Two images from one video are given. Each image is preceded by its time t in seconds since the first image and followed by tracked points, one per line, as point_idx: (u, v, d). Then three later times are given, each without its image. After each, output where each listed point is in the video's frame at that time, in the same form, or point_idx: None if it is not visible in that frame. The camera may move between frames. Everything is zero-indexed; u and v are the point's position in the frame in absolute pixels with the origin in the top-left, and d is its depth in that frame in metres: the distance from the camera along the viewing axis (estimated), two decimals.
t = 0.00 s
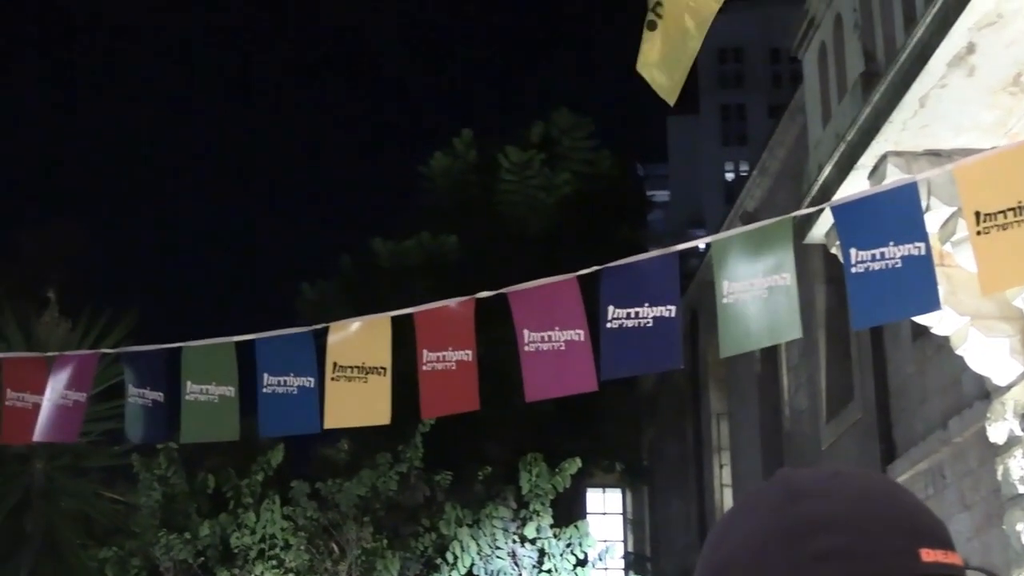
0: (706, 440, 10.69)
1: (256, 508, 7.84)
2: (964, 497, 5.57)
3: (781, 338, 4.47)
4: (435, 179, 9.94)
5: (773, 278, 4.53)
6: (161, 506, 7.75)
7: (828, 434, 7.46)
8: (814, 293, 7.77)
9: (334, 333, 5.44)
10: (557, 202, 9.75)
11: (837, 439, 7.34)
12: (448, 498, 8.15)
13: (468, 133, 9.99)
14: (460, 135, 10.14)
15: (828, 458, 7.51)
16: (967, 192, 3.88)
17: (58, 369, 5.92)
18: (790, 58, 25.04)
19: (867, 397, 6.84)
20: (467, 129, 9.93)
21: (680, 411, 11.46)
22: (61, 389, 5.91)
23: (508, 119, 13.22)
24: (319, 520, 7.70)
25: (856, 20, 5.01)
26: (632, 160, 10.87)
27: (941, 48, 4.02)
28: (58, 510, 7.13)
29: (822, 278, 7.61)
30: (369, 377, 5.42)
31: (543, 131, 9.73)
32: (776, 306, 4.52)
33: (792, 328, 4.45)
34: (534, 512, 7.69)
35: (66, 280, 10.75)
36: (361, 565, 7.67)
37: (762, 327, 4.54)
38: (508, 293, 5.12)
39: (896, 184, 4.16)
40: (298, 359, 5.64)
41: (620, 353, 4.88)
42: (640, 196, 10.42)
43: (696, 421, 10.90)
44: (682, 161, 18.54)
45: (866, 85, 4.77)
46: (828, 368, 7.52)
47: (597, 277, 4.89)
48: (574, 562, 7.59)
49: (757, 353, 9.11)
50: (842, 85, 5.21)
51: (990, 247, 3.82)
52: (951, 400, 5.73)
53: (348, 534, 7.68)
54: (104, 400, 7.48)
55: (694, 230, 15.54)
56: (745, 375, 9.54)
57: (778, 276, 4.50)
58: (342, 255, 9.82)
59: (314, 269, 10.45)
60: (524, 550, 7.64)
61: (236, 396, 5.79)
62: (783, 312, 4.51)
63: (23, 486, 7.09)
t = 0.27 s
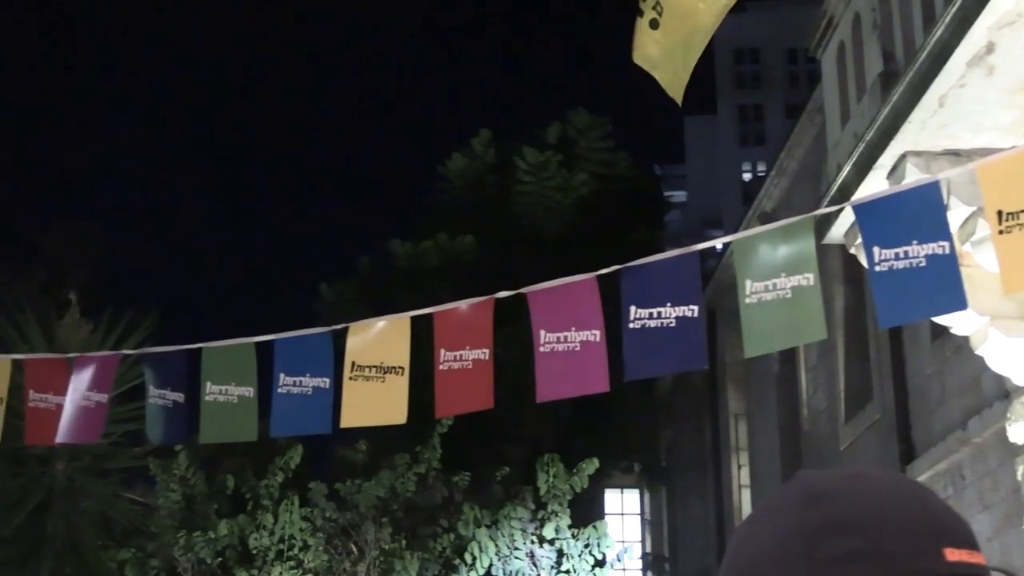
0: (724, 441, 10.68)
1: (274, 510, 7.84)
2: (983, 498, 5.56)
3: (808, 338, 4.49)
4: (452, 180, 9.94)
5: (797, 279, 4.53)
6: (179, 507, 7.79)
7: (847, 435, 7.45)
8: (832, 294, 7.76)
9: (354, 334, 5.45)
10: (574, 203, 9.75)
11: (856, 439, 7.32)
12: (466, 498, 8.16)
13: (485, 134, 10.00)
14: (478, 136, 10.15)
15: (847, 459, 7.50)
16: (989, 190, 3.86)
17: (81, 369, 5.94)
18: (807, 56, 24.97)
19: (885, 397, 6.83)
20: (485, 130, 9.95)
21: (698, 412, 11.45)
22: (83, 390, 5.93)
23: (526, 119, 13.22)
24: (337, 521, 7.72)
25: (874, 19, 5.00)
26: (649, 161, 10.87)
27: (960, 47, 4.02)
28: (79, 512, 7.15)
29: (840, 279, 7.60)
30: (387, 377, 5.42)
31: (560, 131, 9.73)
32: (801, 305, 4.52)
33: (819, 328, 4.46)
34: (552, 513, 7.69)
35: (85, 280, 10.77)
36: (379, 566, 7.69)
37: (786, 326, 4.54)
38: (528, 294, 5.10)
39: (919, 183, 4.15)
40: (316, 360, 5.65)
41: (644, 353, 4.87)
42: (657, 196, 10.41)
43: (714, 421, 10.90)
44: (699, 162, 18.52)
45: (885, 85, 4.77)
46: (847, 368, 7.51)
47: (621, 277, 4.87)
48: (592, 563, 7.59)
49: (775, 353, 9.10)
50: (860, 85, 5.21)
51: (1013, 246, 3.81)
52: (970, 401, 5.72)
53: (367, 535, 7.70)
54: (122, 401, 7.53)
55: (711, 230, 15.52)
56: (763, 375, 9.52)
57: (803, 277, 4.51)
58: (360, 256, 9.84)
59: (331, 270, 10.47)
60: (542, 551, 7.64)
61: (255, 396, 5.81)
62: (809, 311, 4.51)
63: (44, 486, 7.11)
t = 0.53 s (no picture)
0: (735, 441, 10.66)
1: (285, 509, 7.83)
2: (996, 497, 5.55)
3: (826, 340, 4.50)
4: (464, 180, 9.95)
5: (813, 279, 4.53)
6: (190, 506, 7.84)
7: (859, 434, 7.44)
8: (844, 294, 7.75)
9: (368, 334, 5.44)
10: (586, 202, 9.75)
11: (868, 439, 7.31)
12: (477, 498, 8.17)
13: (496, 134, 10.01)
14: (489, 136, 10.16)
15: (859, 459, 7.49)
16: (1004, 190, 3.86)
17: (96, 368, 5.96)
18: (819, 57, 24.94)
19: (898, 398, 6.82)
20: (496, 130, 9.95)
21: (709, 412, 11.44)
22: (99, 389, 5.95)
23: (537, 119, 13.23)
24: (349, 520, 7.72)
25: (887, 19, 5.00)
26: (660, 161, 10.86)
27: (974, 46, 4.01)
28: (93, 511, 7.15)
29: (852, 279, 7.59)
30: (400, 376, 5.42)
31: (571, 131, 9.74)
32: (817, 306, 4.52)
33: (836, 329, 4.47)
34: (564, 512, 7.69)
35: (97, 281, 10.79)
36: (391, 566, 7.66)
37: (803, 328, 4.54)
38: (542, 295, 5.10)
39: (933, 182, 4.15)
40: (329, 359, 5.65)
41: (662, 355, 4.88)
42: (668, 196, 10.41)
43: (725, 421, 10.89)
44: (710, 162, 18.51)
45: (898, 84, 4.76)
46: (859, 368, 7.50)
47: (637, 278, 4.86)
48: (604, 562, 7.58)
49: (787, 353, 9.09)
50: (873, 85, 5.20)
51: None
52: (983, 400, 5.70)
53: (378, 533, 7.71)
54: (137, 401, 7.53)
55: (723, 231, 15.51)
56: (775, 375, 9.51)
57: (819, 277, 4.50)
58: (372, 256, 9.85)
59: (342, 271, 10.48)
60: (553, 550, 7.64)
61: (265, 396, 5.81)
62: (826, 312, 4.51)
63: (58, 485, 7.13)
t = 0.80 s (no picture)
0: (743, 439, 10.66)
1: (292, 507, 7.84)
2: (1005, 495, 5.54)
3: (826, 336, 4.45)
4: (471, 179, 9.95)
5: (818, 277, 4.52)
6: (198, 504, 7.87)
7: (868, 432, 7.43)
8: (852, 292, 7.73)
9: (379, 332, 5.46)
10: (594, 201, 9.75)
11: (877, 437, 7.30)
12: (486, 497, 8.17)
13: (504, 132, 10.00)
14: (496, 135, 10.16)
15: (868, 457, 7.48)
16: (1013, 189, 3.85)
17: (105, 367, 5.97)
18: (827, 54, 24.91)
19: (906, 397, 6.81)
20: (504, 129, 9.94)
21: (717, 410, 11.43)
22: (108, 388, 5.96)
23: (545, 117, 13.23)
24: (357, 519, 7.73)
25: (895, 17, 5.00)
26: (667, 159, 10.86)
27: (983, 44, 4.00)
28: (102, 510, 7.16)
29: (861, 277, 7.58)
30: (408, 374, 5.43)
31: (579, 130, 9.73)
32: (821, 304, 4.50)
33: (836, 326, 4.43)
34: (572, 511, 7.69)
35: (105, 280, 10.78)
36: (399, 564, 7.68)
37: (806, 325, 4.52)
38: (550, 292, 5.13)
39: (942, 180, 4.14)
40: (338, 358, 5.67)
41: (669, 353, 4.87)
42: (676, 194, 10.40)
43: (733, 419, 10.88)
44: (719, 160, 18.49)
45: (907, 82, 4.76)
46: (868, 366, 7.49)
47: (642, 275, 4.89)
48: (612, 560, 7.58)
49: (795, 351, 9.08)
50: (881, 83, 5.20)
51: None
52: (991, 399, 5.69)
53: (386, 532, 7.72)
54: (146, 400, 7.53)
55: (731, 229, 15.49)
56: (783, 373, 9.50)
57: (822, 274, 4.49)
58: (380, 255, 9.85)
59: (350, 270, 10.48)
60: (562, 548, 7.65)
61: (276, 393, 5.82)
62: (828, 309, 4.48)
63: (67, 484, 7.13)
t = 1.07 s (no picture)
0: (748, 438, 10.65)
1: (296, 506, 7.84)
2: (1010, 494, 5.53)
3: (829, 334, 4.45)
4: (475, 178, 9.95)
5: (822, 275, 4.52)
6: (203, 503, 7.89)
7: (872, 432, 7.43)
8: (857, 291, 7.73)
9: (384, 330, 5.46)
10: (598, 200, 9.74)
11: (881, 436, 7.30)
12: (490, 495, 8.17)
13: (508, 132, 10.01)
14: (500, 134, 10.16)
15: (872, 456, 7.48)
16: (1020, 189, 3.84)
17: (108, 365, 5.97)
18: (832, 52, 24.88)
19: (911, 395, 6.81)
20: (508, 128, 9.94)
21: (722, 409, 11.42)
22: (111, 386, 5.96)
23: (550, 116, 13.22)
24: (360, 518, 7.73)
25: (900, 16, 5.00)
26: (672, 158, 10.85)
27: (988, 43, 4.00)
28: (107, 509, 7.16)
29: (866, 276, 7.57)
30: (410, 373, 5.43)
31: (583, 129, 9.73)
32: (825, 303, 4.50)
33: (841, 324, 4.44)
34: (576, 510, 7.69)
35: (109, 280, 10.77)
36: (403, 562, 7.68)
37: (809, 323, 4.52)
38: (553, 290, 5.12)
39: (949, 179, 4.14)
40: (340, 356, 5.67)
41: (666, 349, 4.88)
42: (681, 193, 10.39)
43: (737, 418, 10.87)
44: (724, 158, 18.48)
45: (911, 81, 4.76)
46: (872, 365, 7.49)
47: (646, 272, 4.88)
48: (616, 560, 7.57)
49: (800, 350, 9.07)
50: (886, 81, 5.20)
51: None
52: (996, 398, 5.68)
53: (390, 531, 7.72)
54: (149, 399, 7.53)
55: (735, 228, 15.48)
56: (788, 372, 9.50)
57: (828, 272, 4.49)
58: (384, 254, 9.85)
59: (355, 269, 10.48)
60: (566, 547, 7.65)
61: (278, 392, 5.81)
62: (833, 308, 4.49)
63: (72, 482, 7.13)
